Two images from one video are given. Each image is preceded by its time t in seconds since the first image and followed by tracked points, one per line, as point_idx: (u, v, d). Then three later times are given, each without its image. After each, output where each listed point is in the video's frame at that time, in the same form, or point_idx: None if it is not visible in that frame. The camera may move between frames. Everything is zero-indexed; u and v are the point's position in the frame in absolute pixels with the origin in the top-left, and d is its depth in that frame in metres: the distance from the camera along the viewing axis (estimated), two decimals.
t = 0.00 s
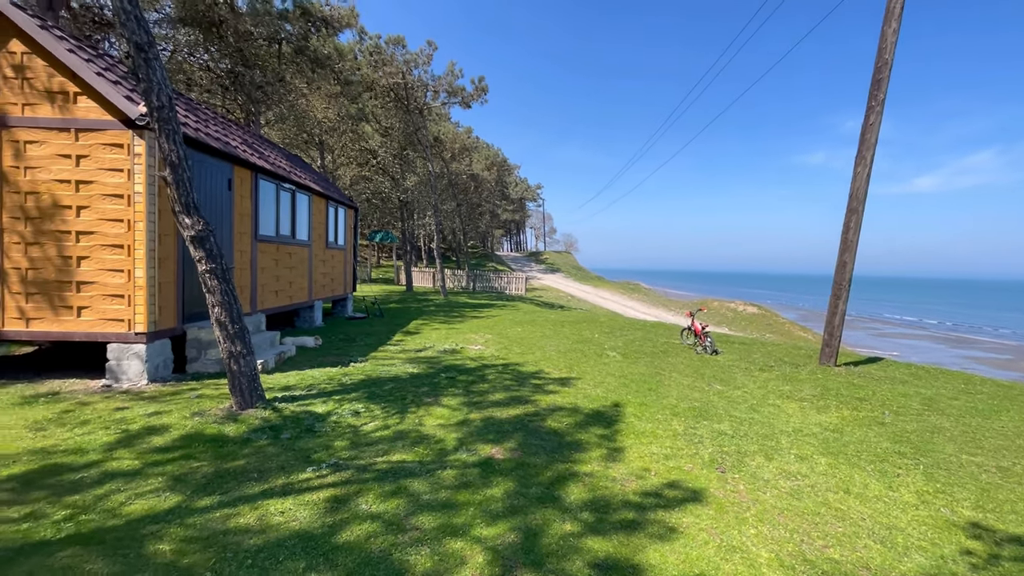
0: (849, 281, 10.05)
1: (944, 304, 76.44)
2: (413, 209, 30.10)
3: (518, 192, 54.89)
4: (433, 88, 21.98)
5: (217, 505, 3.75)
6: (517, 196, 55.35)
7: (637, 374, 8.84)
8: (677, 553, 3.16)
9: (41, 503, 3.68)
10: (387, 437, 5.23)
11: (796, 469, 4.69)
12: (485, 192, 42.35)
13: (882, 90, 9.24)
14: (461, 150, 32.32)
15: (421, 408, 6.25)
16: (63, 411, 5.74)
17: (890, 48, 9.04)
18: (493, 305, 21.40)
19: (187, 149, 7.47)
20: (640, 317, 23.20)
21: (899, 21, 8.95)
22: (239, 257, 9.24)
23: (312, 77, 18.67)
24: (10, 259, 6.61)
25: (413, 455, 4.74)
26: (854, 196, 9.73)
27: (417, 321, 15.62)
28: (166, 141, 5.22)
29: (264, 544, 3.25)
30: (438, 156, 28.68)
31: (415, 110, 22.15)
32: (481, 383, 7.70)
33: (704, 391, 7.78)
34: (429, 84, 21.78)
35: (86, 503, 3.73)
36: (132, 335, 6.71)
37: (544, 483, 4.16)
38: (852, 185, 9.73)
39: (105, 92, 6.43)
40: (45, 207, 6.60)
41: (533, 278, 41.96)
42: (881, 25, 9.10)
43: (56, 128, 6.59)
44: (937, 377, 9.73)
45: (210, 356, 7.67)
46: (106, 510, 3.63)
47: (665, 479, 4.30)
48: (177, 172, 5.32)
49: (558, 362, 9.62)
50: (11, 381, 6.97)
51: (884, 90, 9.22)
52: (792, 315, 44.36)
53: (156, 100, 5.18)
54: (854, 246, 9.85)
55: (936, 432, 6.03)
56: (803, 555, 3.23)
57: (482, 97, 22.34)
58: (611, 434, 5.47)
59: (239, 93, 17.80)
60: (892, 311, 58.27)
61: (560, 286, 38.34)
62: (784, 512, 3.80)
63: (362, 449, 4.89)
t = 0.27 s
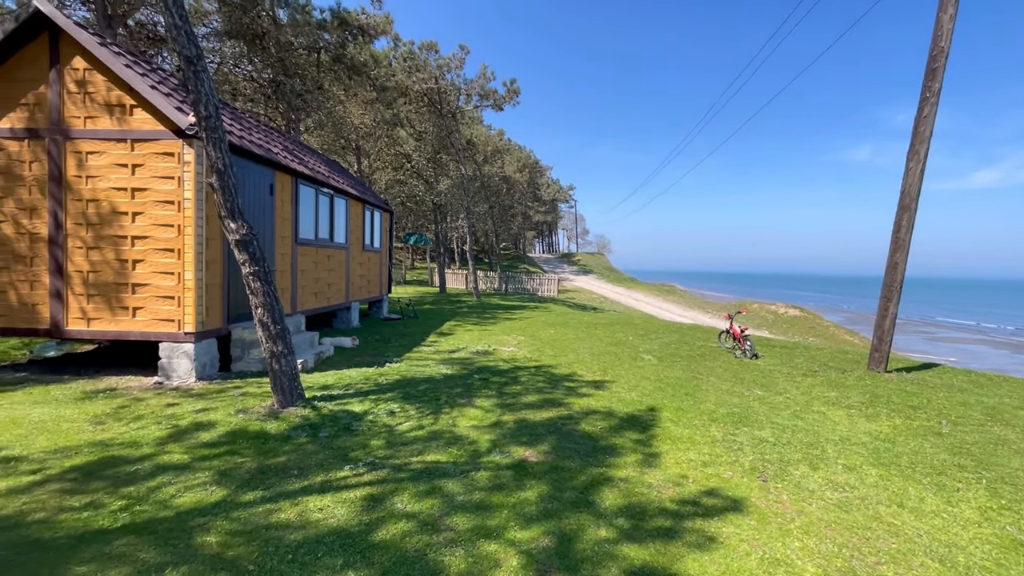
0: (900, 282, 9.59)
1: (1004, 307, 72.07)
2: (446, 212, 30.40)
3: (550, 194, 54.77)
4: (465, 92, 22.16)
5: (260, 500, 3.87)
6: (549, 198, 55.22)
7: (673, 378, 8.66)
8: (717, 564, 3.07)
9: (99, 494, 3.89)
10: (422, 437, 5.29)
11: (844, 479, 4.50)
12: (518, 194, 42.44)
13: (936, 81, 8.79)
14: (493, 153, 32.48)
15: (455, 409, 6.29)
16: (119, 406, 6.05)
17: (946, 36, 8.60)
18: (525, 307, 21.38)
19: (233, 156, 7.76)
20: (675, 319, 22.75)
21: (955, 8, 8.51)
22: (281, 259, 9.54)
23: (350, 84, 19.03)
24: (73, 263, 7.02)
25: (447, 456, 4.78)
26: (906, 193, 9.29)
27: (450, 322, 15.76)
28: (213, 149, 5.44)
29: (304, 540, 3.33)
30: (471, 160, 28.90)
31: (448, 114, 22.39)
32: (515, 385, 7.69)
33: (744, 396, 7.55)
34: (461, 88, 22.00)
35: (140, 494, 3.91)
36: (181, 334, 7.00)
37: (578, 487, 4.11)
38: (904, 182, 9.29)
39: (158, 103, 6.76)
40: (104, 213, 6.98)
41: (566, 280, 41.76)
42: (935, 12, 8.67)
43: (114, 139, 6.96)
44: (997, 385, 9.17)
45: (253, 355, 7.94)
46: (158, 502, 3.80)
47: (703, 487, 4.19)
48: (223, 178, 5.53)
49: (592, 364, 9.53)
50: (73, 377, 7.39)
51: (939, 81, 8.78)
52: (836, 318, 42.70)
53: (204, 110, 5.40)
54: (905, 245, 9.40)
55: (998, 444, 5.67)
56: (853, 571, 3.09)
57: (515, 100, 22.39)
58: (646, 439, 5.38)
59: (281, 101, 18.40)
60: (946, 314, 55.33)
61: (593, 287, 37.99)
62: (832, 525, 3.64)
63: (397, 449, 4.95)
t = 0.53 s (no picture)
0: (956, 283, 9.11)
1: None
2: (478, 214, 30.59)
3: (581, 195, 54.44)
4: (497, 94, 22.22)
5: (299, 496, 3.98)
6: (581, 199, 54.86)
7: (710, 382, 8.46)
8: None
9: (151, 485, 4.07)
10: (455, 437, 5.33)
11: (894, 491, 4.30)
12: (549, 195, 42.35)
13: (996, 70, 8.33)
14: (525, 155, 32.51)
15: (488, 410, 6.32)
16: (168, 402, 6.33)
17: (1006, 23, 8.15)
18: (557, 309, 21.28)
19: (274, 162, 8.01)
20: (712, 321, 22.22)
21: None
22: (319, 261, 9.79)
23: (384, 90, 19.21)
24: (128, 265, 7.38)
25: (480, 457, 4.80)
26: (962, 189, 8.83)
27: (482, 323, 15.83)
28: (255, 155, 5.62)
29: (341, 537, 3.40)
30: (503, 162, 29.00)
31: (480, 116, 22.53)
32: (547, 387, 7.66)
33: (785, 402, 7.31)
34: (493, 90, 22.11)
35: (188, 487, 4.08)
36: (226, 334, 7.27)
37: (612, 492, 4.06)
38: (960, 177, 8.84)
39: (204, 112, 7.04)
40: (155, 218, 7.32)
41: (598, 282, 41.37)
42: None
43: (164, 147, 7.29)
44: None
45: (293, 355, 8.18)
46: (204, 495, 3.95)
47: (743, 495, 4.08)
48: (265, 183, 5.72)
49: (625, 367, 9.40)
50: (126, 373, 7.78)
51: (998, 70, 8.31)
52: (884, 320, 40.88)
53: (247, 118, 5.60)
54: (962, 244, 8.93)
55: None
56: None
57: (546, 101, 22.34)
58: (682, 444, 5.27)
59: (318, 108, 18.91)
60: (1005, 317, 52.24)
61: (626, 289, 37.51)
62: (882, 540, 3.48)
63: (431, 449, 5.01)
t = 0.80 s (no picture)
0: (1019, 284, 8.63)
1: None
2: (510, 215, 30.67)
3: (613, 195, 53.95)
4: (528, 96, 22.21)
5: (336, 492, 4.08)
6: (613, 199, 54.33)
7: (747, 386, 8.24)
8: None
9: (198, 478, 4.26)
10: (487, 438, 5.36)
11: (950, 505, 4.09)
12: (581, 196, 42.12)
13: None
14: (556, 156, 32.43)
15: (520, 411, 6.33)
16: (214, 398, 6.59)
17: None
18: (589, 310, 21.12)
19: (312, 167, 8.24)
20: (750, 324, 21.62)
21: None
22: (355, 263, 10.00)
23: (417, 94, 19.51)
24: (177, 268, 7.73)
25: (512, 458, 4.82)
26: None
27: (513, 324, 15.86)
28: (295, 161, 5.80)
29: (376, 533, 3.47)
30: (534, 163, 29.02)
31: (512, 118, 22.59)
32: (579, 389, 7.62)
33: (828, 408, 7.06)
34: (524, 92, 22.13)
35: (232, 480, 4.25)
36: (267, 334, 7.52)
37: (646, 497, 4.01)
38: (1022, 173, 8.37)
39: (247, 120, 7.30)
40: (202, 222, 7.64)
41: (631, 283, 40.85)
42: None
43: (210, 154, 7.60)
44: None
45: (330, 354, 8.44)
46: (247, 489, 4.10)
47: (783, 504, 3.96)
48: (304, 188, 5.89)
49: (659, 370, 9.26)
50: (175, 371, 8.14)
51: None
52: (936, 323, 38.93)
53: (287, 125, 5.79)
54: None
55: None
56: None
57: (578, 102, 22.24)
58: (719, 449, 5.15)
59: (354, 113, 19.35)
60: None
61: (660, 290, 36.92)
62: (937, 557, 3.32)
63: (464, 449, 5.05)
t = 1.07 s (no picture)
0: None
1: None
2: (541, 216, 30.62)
3: (646, 194, 53.19)
4: (559, 96, 22.13)
5: (371, 490, 4.16)
6: (645, 199, 53.57)
7: (787, 391, 7.99)
8: None
9: (241, 472, 4.41)
10: (519, 439, 5.37)
11: (1010, 522, 3.86)
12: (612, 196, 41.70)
13: None
14: (587, 156, 32.21)
15: (552, 413, 6.32)
16: (256, 395, 6.82)
17: None
18: (622, 311, 20.88)
19: (348, 171, 8.42)
20: (790, 327, 20.96)
21: None
22: (389, 265, 10.17)
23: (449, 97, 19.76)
24: (222, 269, 8.03)
25: (544, 460, 4.81)
26: None
27: (545, 325, 15.82)
28: (332, 165, 5.94)
29: (410, 531, 3.52)
30: (566, 163, 28.89)
31: (543, 118, 22.55)
32: (612, 391, 7.54)
33: (875, 415, 6.77)
34: (556, 92, 22.06)
35: (273, 475, 4.38)
36: (305, 333, 7.73)
37: (681, 503, 3.94)
38: None
39: (287, 127, 7.52)
40: (244, 226, 7.91)
41: (664, 284, 40.20)
42: None
43: (252, 160, 7.87)
44: None
45: (365, 354, 8.62)
46: (287, 484, 4.22)
47: (827, 515, 3.82)
48: (341, 191, 6.03)
49: (694, 373, 9.08)
50: (220, 368, 8.46)
51: None
52: (993, 327, 36.86)
53: (325, 131, 5.94)
54: None
55: None
56: None
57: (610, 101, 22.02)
58: (758, 456, 5.01)
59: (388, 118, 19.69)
60: None
61: (694, 292, 36.18)
62: None
63: (496, 449, 5.07)
